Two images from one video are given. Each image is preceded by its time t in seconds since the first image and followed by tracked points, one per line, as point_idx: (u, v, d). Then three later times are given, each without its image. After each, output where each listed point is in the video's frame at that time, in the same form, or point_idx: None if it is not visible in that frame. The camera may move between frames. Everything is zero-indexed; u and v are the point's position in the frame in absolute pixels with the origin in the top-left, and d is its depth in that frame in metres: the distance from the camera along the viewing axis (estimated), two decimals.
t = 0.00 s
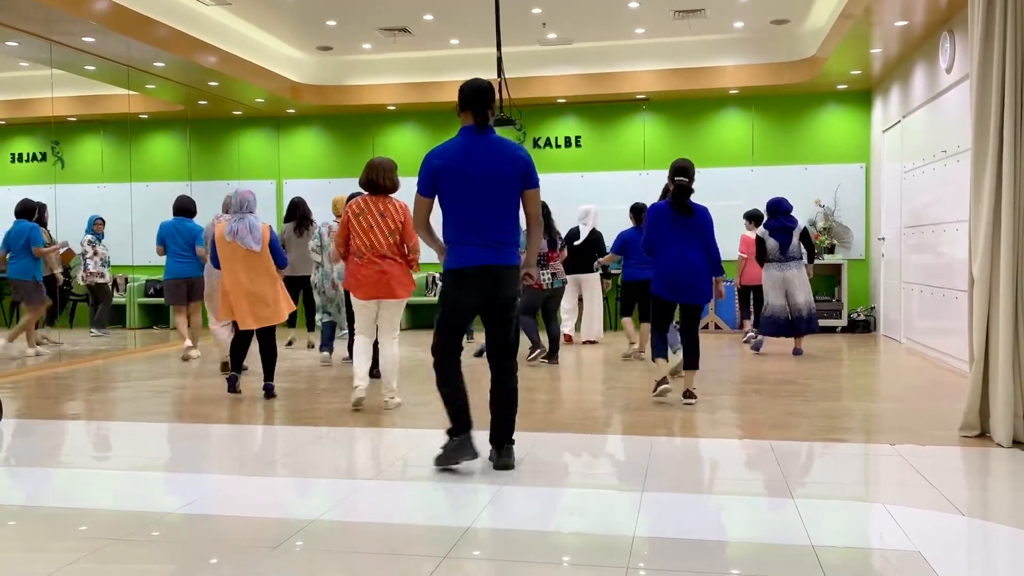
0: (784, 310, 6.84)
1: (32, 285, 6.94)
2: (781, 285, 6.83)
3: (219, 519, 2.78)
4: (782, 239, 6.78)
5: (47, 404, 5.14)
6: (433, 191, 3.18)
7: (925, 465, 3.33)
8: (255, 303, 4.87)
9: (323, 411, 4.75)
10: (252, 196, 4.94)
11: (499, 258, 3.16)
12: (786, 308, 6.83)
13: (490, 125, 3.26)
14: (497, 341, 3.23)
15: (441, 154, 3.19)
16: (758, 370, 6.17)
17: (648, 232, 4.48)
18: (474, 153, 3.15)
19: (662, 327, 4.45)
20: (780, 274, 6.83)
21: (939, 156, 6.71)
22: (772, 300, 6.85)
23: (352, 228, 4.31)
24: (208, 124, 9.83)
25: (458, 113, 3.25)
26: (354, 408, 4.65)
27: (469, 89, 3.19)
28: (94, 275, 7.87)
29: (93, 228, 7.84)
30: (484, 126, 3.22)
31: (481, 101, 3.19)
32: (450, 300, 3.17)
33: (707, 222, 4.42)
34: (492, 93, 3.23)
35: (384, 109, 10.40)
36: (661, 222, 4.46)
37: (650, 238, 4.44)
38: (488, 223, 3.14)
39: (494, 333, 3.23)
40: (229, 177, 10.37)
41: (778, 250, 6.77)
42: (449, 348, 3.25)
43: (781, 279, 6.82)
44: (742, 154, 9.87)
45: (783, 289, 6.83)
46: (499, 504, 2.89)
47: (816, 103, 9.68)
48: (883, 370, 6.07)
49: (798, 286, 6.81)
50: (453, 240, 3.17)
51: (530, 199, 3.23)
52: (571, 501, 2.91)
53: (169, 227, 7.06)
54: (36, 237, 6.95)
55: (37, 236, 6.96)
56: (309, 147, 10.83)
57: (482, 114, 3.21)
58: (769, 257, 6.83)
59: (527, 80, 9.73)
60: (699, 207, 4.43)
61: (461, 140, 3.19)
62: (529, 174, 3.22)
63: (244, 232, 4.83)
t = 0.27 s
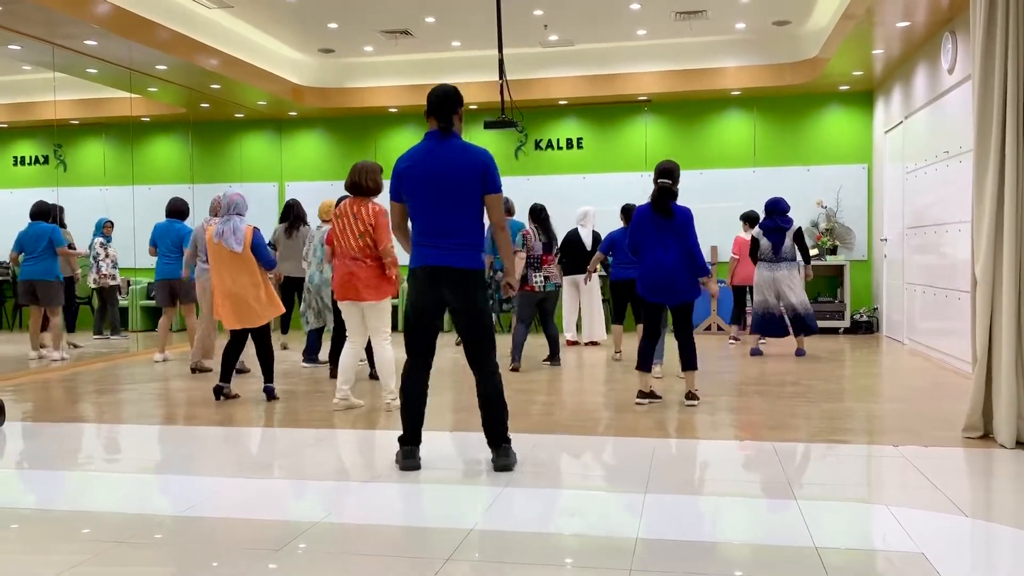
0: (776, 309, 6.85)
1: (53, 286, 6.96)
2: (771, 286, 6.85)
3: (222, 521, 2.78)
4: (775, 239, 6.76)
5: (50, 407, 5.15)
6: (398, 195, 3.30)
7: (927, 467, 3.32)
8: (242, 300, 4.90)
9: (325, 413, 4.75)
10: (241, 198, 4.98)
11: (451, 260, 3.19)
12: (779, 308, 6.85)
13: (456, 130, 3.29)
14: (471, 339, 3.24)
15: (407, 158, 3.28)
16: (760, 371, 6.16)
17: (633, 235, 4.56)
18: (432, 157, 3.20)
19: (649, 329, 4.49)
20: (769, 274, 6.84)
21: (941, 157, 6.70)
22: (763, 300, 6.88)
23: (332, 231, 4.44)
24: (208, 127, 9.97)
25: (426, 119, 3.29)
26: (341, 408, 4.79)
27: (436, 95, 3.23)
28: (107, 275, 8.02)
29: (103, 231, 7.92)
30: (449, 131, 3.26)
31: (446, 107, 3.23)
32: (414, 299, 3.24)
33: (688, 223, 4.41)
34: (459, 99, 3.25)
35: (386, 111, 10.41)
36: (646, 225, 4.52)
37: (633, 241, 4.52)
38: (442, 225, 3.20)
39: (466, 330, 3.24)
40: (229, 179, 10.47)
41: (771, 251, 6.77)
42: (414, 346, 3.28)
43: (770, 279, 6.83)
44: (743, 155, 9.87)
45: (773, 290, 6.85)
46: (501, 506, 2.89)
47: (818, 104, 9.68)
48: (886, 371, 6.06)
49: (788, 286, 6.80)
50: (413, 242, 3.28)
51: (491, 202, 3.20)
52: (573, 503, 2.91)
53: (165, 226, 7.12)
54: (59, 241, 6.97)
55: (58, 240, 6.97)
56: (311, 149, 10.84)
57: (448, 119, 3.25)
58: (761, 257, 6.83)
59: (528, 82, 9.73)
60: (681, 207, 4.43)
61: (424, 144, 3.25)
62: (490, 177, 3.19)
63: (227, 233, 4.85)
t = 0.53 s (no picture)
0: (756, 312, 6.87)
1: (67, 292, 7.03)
2: (749, 289, 6.87)
3: (224, 527, 2.79)
4: (756, 243, 6.78)
5: (52, 413, 5.16)
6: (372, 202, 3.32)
7: (930, 470, 3.31)
8: (219, 305, 4.91)
9: (327, 417, 4.76)
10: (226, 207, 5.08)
11: (406, 266, 3.12)
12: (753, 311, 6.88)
13: (424, 138, 3.25)
14: (444, 340, 3.16)
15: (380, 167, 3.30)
16: (762, 374, 6.17)
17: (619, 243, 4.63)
18: (394, 163, 3.18)
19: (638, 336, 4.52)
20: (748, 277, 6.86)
21: (941, 159, 6.71)
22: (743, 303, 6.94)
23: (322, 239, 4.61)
24: (208, 133, 10.04)
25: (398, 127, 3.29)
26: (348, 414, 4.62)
27: (407, 103, 3.21)
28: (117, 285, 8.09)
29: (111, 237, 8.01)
30: (416, 138, 3.23)
31: (417, 114, 3.21)
32: (384, 304, 3.22)
33: (664, 227, 4.43)
34: (429, 106, 3.22)
35: (387, 117, 10.44)
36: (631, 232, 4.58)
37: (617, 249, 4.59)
38: (401, 232, 3.15)
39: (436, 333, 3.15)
40: (229, 185, 10.49)
41: (752, 254, 6.79)
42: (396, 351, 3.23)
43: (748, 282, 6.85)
44: (744, 158, 9.87)
45: (751, 293, 6.87)
46: (503, 510, 2.89)
47: (818, 107, 9.69)
48: (887, 374, 6.07)
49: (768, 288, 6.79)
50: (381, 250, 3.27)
51: (451, 207, 3.09)
52: (575, 507, 2.91)
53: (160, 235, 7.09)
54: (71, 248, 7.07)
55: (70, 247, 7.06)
56: (311, 154, 10.86)
57: (417, 126, 3.23)
58: (743, 259, 6.88)
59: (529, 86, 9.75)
60: (659, 212, 4.45)
61: (393, 152, 3.25)
62: (451, 181, 3.10)
63: (207, 240, 4.98)
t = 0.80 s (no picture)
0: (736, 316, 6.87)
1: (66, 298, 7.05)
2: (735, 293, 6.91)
3: (224, 534, 2.78)
4: (744, 247, 6.81)
5: (50, 421, 5.15)
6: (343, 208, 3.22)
7: (929, 473, 3.32)
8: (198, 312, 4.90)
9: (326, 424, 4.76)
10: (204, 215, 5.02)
11: (388, 274, 3.05)
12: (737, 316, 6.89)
13: (401, 143, 3.21)
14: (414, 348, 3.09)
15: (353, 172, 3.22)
16: (760, 378, 6.19)
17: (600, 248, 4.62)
18: (372, 169, 3.12)
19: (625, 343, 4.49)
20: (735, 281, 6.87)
21: (937, 163, 6.74)
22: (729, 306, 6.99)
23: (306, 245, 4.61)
24: (207, 140, 10.02)
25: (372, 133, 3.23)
26: (296, 429, 4.52)
27: (380, 109, 3.16)
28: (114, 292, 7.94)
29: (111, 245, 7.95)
30: (394, 144, 3.18)
31: (393, 121, 3.15)
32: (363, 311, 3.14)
33: (650, 233, 4.44)
34: (405, 114, 3.18)
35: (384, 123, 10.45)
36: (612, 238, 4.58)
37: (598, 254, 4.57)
38: (380, 239, 3.08)
39: (401, 341, 3.08)
40: (227, 191, 10.51)
41: (740, 258, 6.81)
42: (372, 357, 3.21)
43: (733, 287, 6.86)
44: (741, 163, 9.90)
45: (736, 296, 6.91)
46: (502, 515, 2.89)
47: (814, 111, 9.72)
48: (885, 377, 6.08)
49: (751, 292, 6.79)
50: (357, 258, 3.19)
51: (435, 215, 3.07)
52: (574, 511, 2.91)
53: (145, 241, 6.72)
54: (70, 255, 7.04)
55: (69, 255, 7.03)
56: (308, 160, 10.86)
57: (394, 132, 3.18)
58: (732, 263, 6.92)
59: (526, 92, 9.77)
60: (645, 218, 4.48)
61: (369, 157, 3.18)
62: (433, 188, 3.07)
63: (188, 247, 4.89)
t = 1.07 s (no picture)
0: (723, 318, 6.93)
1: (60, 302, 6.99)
2: (722, 294, 6.97)
3: (220, 539, 2.78)
4: (730, 250, 6.83)
5: (46, 426, 5.15)
6: (316, 205, 3.15)
7: (923, 474, 3.33)
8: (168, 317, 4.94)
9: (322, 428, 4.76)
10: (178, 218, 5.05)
11: (371, 275, 3.03)
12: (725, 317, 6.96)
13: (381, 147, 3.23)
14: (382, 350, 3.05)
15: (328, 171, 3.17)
16: (756, 380, 6.21)
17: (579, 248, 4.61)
18: (355, 170, 3.11)
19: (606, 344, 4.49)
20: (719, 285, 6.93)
21: (930, 165, 6.77)
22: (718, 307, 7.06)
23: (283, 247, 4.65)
24: (201, 145, 10.02)
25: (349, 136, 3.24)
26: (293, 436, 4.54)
27: (359, 111, 3.19)
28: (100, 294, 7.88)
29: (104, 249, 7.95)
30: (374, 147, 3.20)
31: (373, 122, 3.19)
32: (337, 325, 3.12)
33: (636, 236, 4.55)
34: (382, 116, 3.22)
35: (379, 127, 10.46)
36: (591, 239, 4.60)
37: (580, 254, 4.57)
38: (361, 240, 3.06)
39: (373, 341, 3.04)
40: (224, 195, 10.43)
41: (725, 261, 6.85)
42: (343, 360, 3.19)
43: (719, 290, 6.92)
44: (735, 165, 9.93)
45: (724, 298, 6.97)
46: (499, 518, 2.90)
47: (808, 114, 9.76)
48: (880, 378, 6.10)
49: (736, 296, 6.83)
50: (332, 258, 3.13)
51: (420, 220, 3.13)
52: (571, 514, 2.92)
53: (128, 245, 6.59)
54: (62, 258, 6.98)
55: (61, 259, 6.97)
56: (304, 164, 10.87)
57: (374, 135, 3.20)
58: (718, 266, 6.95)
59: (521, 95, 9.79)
60: (629, 221, 4.57)
61: (349, 158, 3.17)
62: (420, 194, 3.14)
63: (161, 250, 4.93)
